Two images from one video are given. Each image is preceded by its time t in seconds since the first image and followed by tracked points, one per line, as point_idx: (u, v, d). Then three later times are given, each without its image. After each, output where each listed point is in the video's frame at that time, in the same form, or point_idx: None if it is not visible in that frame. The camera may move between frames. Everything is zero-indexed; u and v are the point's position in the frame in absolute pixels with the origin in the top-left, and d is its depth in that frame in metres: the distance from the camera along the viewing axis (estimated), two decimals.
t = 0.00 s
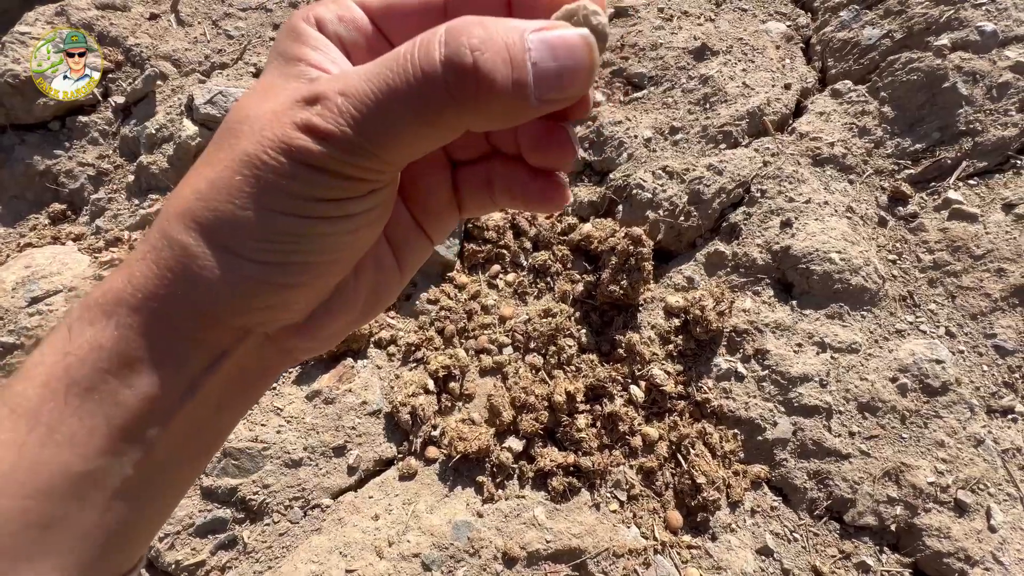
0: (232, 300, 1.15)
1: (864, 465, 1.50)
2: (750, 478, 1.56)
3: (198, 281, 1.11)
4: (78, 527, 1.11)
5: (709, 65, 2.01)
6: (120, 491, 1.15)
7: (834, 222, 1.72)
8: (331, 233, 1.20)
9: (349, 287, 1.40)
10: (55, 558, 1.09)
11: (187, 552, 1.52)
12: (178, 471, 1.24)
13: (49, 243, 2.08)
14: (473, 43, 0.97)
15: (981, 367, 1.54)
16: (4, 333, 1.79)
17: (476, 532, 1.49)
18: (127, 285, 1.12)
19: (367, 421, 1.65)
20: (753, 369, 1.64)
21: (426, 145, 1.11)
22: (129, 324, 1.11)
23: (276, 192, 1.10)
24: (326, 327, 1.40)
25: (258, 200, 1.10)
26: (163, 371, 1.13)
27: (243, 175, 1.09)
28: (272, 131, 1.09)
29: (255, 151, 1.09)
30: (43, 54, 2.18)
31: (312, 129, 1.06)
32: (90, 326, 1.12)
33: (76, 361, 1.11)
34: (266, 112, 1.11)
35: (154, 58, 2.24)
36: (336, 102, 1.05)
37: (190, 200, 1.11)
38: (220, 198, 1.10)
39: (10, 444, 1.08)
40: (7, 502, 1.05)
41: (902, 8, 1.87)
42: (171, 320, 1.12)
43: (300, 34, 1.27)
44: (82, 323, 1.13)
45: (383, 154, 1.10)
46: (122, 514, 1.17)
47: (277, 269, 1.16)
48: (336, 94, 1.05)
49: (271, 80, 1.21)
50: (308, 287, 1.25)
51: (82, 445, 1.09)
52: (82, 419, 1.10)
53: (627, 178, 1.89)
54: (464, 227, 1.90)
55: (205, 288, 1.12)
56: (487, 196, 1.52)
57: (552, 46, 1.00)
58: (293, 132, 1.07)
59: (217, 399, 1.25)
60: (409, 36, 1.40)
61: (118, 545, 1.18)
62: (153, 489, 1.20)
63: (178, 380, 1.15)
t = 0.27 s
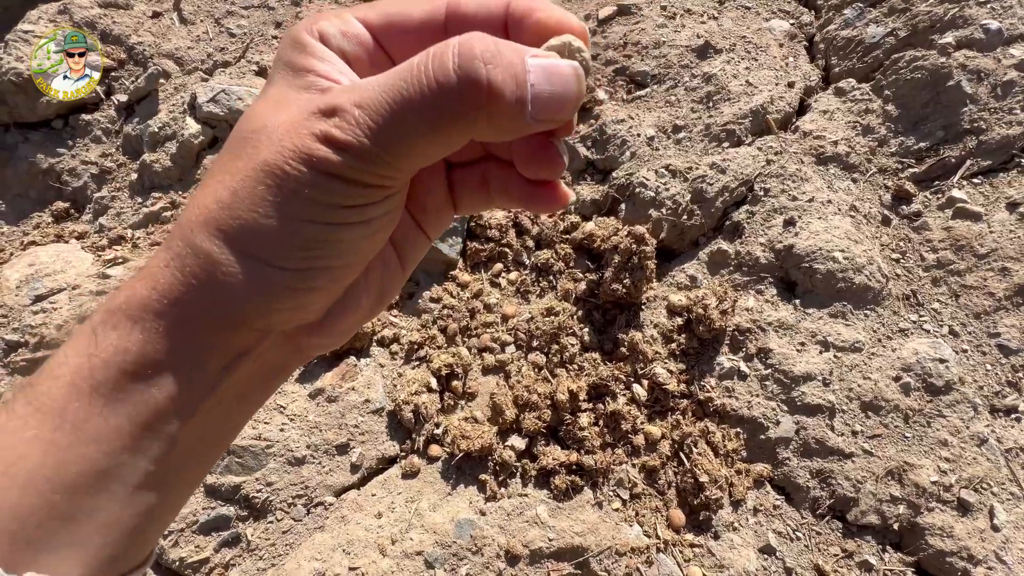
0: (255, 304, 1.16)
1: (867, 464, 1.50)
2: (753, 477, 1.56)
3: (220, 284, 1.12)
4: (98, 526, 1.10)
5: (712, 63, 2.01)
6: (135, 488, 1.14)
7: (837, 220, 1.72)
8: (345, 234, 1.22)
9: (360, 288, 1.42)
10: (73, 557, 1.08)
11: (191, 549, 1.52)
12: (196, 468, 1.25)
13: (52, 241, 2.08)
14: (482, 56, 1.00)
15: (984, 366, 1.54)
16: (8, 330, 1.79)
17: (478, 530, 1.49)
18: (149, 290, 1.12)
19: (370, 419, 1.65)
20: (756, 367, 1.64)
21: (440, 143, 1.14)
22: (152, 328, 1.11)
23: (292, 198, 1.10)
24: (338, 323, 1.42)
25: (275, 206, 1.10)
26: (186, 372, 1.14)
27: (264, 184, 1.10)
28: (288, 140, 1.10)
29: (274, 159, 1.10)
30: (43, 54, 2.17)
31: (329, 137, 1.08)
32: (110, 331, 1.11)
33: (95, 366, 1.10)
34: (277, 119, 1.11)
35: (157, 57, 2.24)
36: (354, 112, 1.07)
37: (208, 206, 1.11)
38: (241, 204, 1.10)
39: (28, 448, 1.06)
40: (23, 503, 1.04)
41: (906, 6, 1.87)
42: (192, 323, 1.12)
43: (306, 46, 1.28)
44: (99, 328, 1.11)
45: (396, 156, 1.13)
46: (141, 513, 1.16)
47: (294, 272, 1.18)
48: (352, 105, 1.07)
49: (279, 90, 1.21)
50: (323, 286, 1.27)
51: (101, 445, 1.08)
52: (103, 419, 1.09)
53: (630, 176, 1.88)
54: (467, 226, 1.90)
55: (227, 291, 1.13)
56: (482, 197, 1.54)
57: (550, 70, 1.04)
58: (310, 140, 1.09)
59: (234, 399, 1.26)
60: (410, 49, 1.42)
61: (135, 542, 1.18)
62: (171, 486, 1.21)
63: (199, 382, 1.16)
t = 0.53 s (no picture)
0: (264, 282, 1.22)
1: (870, 462, 1.50)
2: (756, 474, 1.56)
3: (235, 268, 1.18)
4: (108, 488, 1.14)
5: (716, 59, 2.00)
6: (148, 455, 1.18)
7: (841, 217, 1.71)
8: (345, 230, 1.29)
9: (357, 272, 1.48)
10: (85, 518, 1.11)
11: (194, 545, 1.53)
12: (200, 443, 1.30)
13: (55, 238, 2.09)
14: (466, 86, 1.14)
15: (988, 364, 1.54)
16: (12, 327, 1.79)
17: (481, 526, 1.50)
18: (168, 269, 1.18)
19: (372, 415, 1.65)
20: (759, 365, 1.64)
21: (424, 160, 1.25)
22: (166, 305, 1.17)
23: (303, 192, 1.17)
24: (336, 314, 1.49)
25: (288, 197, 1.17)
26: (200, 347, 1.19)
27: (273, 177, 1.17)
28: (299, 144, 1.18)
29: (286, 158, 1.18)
30: (43, 54, 2.16)
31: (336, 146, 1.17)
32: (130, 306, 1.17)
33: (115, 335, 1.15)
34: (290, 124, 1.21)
35: (159, 53, 2.24)
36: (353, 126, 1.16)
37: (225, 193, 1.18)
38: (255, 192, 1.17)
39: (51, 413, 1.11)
40: (42, 461, 1.08)
41: (911, 2, 1.86)
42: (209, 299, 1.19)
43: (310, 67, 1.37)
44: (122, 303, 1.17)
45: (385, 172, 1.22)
46: (150, 481, 1.20)
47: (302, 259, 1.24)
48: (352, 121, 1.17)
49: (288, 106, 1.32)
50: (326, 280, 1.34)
51: (120, 411, 1.13)
52: (121, 387, 1.14)
53: (633, 173, 1.88)
54: (469, 222, 1.90)
55: (240, 272, 1.19)
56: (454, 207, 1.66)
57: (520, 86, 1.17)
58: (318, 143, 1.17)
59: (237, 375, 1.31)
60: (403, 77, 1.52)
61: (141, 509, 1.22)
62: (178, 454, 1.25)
63: (211, 355, 1.22)
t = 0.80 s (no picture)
0: (298, 292, 1.24)
1: (875, 461, 1.49)
2: (760, 474, 1.55)
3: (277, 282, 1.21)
4: (144, 498, 1.11)
5: (720, 57, 1.99)
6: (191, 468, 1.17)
7: (846, 216, 1.71)
8: (375, 245, 1.32)
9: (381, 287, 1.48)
10: (127, 529, 1.09)
11: (198, 543, 1.53)
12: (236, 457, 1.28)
13: (59, 236, 2.09)
14: (454, 73, 1.13)
15: (994, 363, 1.53)
16: (16, 325, 1.79)
17: (484, 525, 1.50)
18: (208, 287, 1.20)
19: (376, 414, 1.65)
20: (763, 364, 1.64)
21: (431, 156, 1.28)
22: (208, 313, 1.19)
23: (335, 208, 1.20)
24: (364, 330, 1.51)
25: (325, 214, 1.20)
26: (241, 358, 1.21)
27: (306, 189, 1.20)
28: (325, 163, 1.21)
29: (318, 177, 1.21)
30: (43, 54, 2.15)
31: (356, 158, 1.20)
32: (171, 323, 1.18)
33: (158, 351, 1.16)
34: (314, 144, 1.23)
35: (161, 52, 2.24)
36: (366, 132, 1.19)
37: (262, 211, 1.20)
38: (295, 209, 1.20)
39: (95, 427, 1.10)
40: (87, 475, 1.06)
41: None
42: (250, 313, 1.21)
43: (327, 101, 1.44)
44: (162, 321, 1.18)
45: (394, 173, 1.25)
46: (186, 492, 1.18)
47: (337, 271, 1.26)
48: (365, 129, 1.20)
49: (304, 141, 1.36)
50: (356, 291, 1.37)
51: (166, 423, 1.13)
52: (169, 399, 1.14)
53: (636, 172, 1.87)
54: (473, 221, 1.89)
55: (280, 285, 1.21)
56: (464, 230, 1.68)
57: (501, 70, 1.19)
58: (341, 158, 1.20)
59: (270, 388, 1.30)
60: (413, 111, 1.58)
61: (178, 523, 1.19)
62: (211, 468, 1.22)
63: (248, 365, 1.22)
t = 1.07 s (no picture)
0: (270, 291, 1.29)
1: (877, 462, 1.48)
2: (761, 474, 1.54)
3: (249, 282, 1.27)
4: (123, 498, 1.13)
5: (721, 55, 1.98)
6: (176, 467, 1.20)
7: (848, 216, 1.70)
8: (354, 236, 1.33)
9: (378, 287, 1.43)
10: (113, 531, 1.11)
11: (196, 543, 1.52)
12: (221, 463, 1.28)
13: (58, 235, 2.08)
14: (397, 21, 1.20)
15: (997, 364, 1.52)
16: (14, 324, 1.79)
17: (484, 526, 1.49)
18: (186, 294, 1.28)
19: (375, 414, 1.65)
20: (764, 364, 1.62)
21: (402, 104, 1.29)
22: (184, 318, 1.26)
23: (302, 198, 1.25)
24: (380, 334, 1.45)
25: (295, 206, 1.25)
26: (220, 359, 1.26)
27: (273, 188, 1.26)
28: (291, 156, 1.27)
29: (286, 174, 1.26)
30: (43, 54, 2.14)
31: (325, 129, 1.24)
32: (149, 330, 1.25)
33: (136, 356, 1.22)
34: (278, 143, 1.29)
35: (160, 50, 2.23)
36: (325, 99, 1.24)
37: (235, 221, 1.29)
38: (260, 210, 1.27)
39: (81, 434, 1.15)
40: (71, 477, 1.10)
41: None
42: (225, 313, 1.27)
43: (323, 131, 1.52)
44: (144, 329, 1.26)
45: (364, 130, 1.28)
46: (168, 494, 1.19)
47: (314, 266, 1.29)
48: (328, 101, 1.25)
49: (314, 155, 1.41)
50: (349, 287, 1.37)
51: (146, 421, 1.18)
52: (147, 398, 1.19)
53: (637, 170, 1.86)
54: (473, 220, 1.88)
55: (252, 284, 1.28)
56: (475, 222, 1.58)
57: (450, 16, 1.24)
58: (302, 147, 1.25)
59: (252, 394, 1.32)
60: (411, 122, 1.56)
61: (163, 525, 1.19)
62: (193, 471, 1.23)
63: (223, 364, 1.27)
